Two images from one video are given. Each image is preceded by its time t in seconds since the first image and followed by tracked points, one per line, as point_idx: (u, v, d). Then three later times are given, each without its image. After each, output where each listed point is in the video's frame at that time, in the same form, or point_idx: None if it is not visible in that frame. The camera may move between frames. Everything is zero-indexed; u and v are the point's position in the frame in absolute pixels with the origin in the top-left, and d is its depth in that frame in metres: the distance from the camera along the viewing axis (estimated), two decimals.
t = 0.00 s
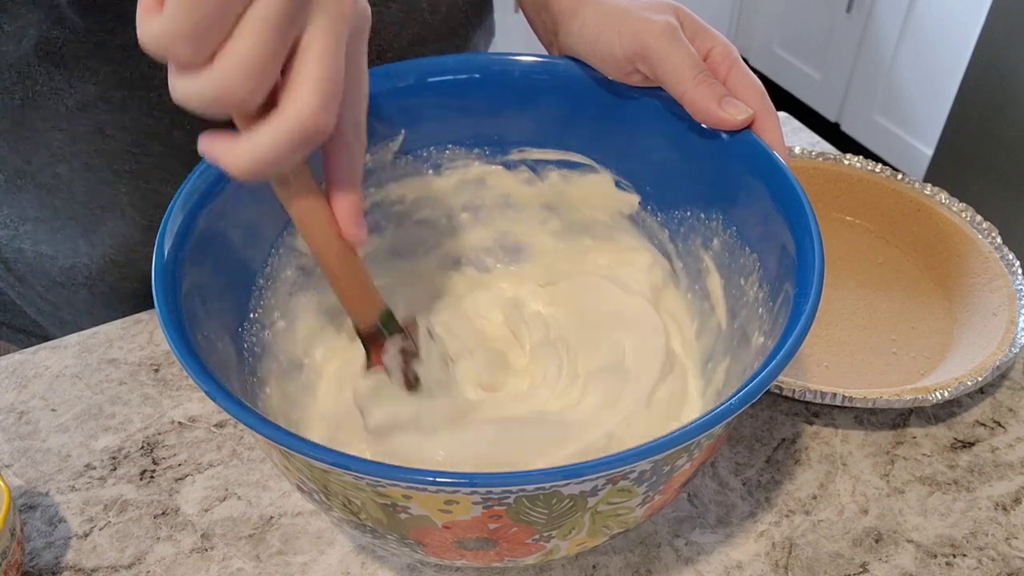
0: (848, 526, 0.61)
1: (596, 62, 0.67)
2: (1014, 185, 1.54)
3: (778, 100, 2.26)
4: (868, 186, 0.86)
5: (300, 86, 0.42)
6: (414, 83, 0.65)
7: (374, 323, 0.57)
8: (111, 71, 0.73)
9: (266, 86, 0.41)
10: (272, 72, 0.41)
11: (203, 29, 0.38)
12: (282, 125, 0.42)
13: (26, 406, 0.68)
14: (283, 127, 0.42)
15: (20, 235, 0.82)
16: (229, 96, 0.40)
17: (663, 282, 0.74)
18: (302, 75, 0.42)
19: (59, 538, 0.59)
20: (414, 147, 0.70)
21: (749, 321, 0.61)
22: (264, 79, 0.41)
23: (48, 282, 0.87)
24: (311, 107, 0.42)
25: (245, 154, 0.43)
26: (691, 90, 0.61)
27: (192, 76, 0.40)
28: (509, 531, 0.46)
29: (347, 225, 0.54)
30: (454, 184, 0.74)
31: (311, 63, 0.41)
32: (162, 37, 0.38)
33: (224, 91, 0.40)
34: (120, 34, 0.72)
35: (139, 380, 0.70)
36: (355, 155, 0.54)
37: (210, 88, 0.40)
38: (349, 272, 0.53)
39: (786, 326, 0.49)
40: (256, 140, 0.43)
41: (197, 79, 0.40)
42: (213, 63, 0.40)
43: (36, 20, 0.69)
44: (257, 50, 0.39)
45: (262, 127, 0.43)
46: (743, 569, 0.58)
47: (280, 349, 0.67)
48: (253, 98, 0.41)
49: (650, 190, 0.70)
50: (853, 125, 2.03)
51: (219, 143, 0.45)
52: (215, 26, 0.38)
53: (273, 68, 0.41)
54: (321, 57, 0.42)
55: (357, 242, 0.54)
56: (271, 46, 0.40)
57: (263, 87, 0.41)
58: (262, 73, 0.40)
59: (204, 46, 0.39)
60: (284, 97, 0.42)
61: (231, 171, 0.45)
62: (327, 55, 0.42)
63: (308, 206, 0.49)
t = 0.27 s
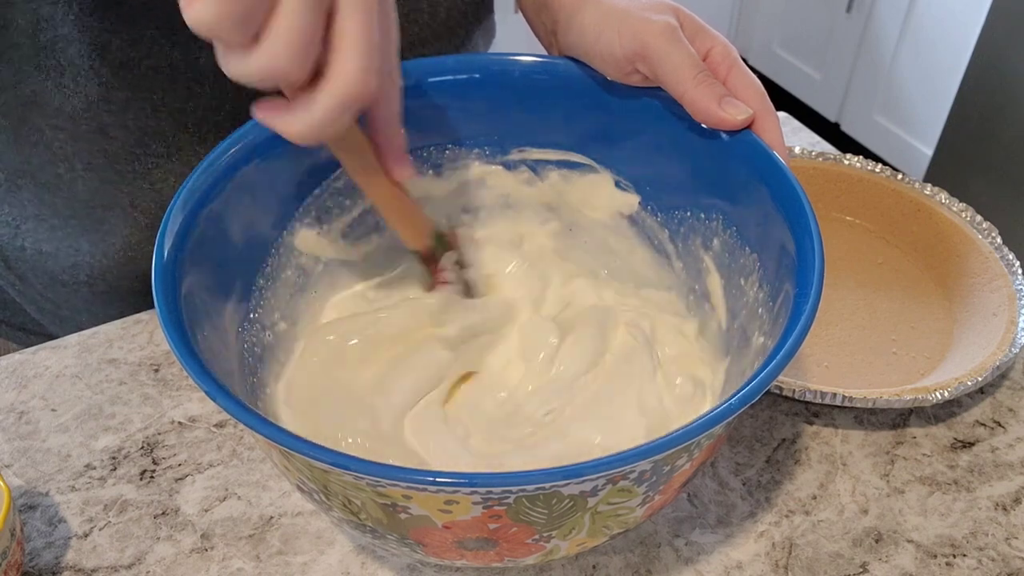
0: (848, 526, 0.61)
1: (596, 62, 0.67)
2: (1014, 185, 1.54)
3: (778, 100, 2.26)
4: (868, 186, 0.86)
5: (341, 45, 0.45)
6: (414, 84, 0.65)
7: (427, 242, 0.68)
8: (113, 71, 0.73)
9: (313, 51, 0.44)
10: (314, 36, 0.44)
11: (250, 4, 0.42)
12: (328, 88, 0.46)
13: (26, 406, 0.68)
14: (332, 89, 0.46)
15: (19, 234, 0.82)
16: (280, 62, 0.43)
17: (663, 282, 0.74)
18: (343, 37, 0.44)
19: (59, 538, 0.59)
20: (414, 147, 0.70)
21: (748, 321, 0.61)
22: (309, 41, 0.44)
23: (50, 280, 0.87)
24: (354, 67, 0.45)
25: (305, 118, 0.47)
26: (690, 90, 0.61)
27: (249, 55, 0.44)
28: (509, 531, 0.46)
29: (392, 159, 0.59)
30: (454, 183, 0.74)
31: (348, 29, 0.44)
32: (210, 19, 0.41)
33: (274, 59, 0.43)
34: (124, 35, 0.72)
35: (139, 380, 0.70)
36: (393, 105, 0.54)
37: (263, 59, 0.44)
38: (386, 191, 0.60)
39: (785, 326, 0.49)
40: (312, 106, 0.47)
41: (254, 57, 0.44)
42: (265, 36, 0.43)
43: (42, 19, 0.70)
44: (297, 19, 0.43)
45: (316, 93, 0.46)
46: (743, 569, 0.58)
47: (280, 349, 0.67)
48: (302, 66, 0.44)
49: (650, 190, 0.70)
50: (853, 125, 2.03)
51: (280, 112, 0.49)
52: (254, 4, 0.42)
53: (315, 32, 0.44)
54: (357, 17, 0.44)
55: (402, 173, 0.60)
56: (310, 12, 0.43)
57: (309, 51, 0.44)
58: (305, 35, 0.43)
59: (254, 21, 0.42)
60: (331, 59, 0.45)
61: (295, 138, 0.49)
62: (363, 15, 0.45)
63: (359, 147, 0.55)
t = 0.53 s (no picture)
0: (848, 526, 0.61)
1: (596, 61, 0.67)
2: (1014, 184, 1.54)
3: (778, 100, 2.26)
4: (868, 186, 0.86)
5: (331, 101, 0.44)
6: (414, 83, 0.65)
7: (411, 338, 0.60)
8: (118, 65, 0.74)
9: (299, 104, 0.43)
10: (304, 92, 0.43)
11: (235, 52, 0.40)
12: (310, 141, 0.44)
13: (26, 406, 0.68)
14: (316, 143, 0.44)
15: (20, 232, 0.83)
16: (265, 112, 0.42)
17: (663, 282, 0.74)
18: (334, 93, 0.44)
19: (59, 538, 0.59)
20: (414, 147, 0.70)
21: (748, 321, 0.61)
22: (295, 97, 0.43)
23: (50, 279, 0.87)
24: (344, 122, 0.44)
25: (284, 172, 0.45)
26: (691, 90, 0.61)
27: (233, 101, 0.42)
28: (509, 531, 0.46)
29: (380, 238, 0.55)
30: (453, 184, 0.74)
31: (341, 85, 0.44)
32: (196, 63, 0.40)
33: (257, 109, 0.42)
34: (128, 28, 0.72)
35: (140, 380, 0.70)
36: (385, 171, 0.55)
37: (245, 110, 0.42)
38: (377, 271, 0.55)
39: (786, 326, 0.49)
40: (291, 159, 0.45)
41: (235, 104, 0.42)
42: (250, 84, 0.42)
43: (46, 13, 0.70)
44: (284, 70, 0.41)
45: (300, 152, 0.45)
46: (743, 569, 0.58)
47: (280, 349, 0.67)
48: (288, 119, 0.43)
49: (650, 190, 0.70)
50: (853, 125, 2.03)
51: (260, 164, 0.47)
52: (243, 50, 0.40)
53: (303, 87, 0.43)
54: (350, 74, 0.44)
55: (391, 259, 0.56)
56: (300, 65, 0.42)
57: (296, 108, 0.43)
58: (293, 89, 0.42)
59: (238, 70, 0.41)
60: (317, 117, 0.44)
61: (268, 191, 0.47)
62: (357, 72, 0.44)
63: (342, 216, 0.52)
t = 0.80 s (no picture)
0: (848, 526, 0.61)
1: (596, 62, 0.67)
2: (1013, 184, 1.54)
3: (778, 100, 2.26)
4: (868, 186, 0.86)
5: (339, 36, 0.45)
6: (414, 83, 0.65)
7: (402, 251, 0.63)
8: (122, 63, 0.73)
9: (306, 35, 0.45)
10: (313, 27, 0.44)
11: None
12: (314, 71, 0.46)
13: (26, 406, 0.68)
14: (320, 78, 0.46)
15: (22, 231, 0.83)
16: (275, 42, 0.44)
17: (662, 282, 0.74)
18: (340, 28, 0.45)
19: (59, 538, 0.59)
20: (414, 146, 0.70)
21: (748, 322, 0.61)
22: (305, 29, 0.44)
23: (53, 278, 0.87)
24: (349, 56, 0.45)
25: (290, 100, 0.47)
26: (690, 90, 0.61)
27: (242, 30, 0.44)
28: (509, 531, 0.46)
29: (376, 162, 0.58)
30: (453, 184, 0.74)
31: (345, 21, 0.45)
32: None
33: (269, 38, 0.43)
34: (132, 26, 0.71)
35: (139, 380, 0.70)
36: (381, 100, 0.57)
37: (255, 39, 0.44)
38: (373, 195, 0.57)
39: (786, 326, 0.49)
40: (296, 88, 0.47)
41: (246, 33, 0.44)
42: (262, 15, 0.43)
43: (49, 12, 0.69)
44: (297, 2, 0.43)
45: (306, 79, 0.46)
46: (743, 569, 0.58)
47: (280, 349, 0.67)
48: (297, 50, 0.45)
49: (650, 190, 0.70)
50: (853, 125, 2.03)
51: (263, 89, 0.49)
52: None
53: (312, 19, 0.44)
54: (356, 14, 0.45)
55: (386, 178, 0.58)
56: None
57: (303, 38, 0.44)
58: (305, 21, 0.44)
59: None
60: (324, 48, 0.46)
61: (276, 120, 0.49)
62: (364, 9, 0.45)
63: (349, 149, 0.54)
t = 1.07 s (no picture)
0: (848, 526, 0.61)
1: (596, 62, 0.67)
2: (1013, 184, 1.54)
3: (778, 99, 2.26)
4: (868, 186, 0.86)
5: (346, 118, 0.45)
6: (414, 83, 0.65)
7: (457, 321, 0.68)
8: (118, 55, 0.73)
9: (313, 124, 0.44)
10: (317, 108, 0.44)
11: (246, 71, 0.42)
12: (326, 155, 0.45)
13: (26, 406, 0.68)
14: (335, 160, 0.45)
15: (24, 226, 0.83)
16: (277, 135, 0.43)
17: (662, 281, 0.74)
18: (347, 112, 0.45)
19: (59, 538, 0.59)
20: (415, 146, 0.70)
21: (748, 322, 0.61)
22: (310, 114, 0.44)
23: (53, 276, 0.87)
24: (362, 136, 0.45)
25: (308, 189, 0.46)
26: (691, 90, 0.61)
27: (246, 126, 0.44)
28: (509, 531, 0.46)
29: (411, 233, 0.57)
30: (453, 183, 0.74)
31: (352, 105, 0.45)
32: (209, 93, 0.42)
33: (272, 127, 0.43)
34: (127, 17, 0.71)
35: (140, 380, 0.70)
36: (413, 171, 0.54)
37: (263, 130, 0.43)
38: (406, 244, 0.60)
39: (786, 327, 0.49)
40: (313, 179, 0.46)
41: (251, 128, 0.44)
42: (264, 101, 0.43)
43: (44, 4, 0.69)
44: (293, 89, 0.43)
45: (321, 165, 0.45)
46: (743, 569, 0.58)
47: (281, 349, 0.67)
48: (304, 139, 0.44)
49: (650, 190, 0.70)
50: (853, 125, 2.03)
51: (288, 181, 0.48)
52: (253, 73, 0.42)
53: (315, 103, 0.44)
54: (361, 96, 0.45)
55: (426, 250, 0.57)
56: (306, 82, 0.43)
57: (308, 124, 0.44)
58: (305, 105, 0.43)
59: (251, 93, 0.43)
60: (334, 133, 0.45)
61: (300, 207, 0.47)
62: (366, 85, 0.45)
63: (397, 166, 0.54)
